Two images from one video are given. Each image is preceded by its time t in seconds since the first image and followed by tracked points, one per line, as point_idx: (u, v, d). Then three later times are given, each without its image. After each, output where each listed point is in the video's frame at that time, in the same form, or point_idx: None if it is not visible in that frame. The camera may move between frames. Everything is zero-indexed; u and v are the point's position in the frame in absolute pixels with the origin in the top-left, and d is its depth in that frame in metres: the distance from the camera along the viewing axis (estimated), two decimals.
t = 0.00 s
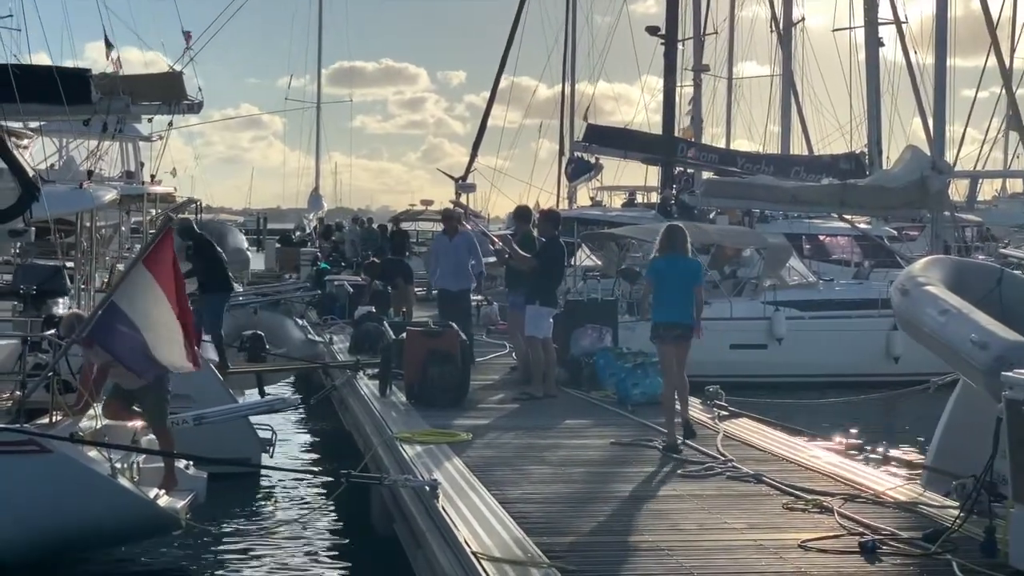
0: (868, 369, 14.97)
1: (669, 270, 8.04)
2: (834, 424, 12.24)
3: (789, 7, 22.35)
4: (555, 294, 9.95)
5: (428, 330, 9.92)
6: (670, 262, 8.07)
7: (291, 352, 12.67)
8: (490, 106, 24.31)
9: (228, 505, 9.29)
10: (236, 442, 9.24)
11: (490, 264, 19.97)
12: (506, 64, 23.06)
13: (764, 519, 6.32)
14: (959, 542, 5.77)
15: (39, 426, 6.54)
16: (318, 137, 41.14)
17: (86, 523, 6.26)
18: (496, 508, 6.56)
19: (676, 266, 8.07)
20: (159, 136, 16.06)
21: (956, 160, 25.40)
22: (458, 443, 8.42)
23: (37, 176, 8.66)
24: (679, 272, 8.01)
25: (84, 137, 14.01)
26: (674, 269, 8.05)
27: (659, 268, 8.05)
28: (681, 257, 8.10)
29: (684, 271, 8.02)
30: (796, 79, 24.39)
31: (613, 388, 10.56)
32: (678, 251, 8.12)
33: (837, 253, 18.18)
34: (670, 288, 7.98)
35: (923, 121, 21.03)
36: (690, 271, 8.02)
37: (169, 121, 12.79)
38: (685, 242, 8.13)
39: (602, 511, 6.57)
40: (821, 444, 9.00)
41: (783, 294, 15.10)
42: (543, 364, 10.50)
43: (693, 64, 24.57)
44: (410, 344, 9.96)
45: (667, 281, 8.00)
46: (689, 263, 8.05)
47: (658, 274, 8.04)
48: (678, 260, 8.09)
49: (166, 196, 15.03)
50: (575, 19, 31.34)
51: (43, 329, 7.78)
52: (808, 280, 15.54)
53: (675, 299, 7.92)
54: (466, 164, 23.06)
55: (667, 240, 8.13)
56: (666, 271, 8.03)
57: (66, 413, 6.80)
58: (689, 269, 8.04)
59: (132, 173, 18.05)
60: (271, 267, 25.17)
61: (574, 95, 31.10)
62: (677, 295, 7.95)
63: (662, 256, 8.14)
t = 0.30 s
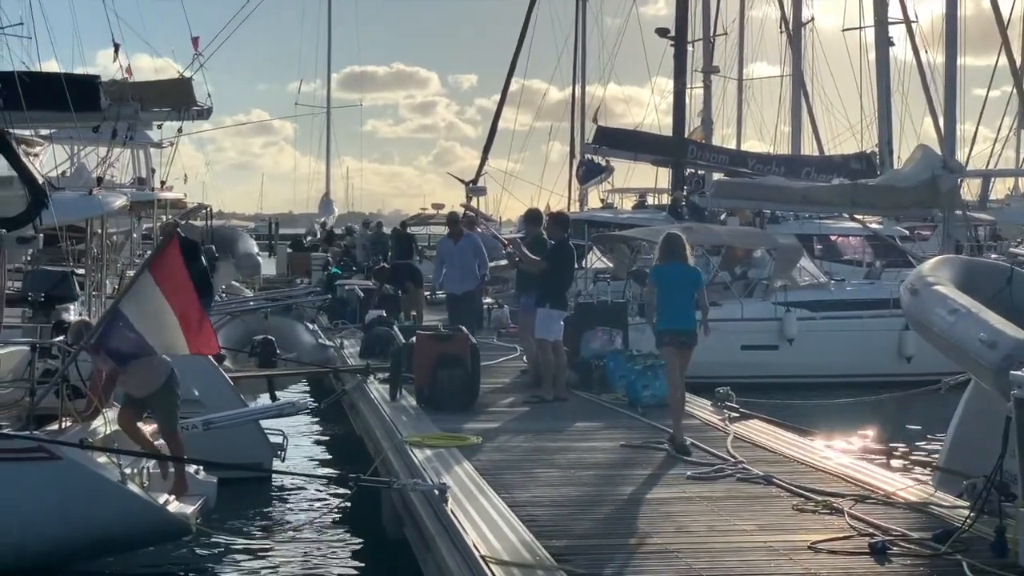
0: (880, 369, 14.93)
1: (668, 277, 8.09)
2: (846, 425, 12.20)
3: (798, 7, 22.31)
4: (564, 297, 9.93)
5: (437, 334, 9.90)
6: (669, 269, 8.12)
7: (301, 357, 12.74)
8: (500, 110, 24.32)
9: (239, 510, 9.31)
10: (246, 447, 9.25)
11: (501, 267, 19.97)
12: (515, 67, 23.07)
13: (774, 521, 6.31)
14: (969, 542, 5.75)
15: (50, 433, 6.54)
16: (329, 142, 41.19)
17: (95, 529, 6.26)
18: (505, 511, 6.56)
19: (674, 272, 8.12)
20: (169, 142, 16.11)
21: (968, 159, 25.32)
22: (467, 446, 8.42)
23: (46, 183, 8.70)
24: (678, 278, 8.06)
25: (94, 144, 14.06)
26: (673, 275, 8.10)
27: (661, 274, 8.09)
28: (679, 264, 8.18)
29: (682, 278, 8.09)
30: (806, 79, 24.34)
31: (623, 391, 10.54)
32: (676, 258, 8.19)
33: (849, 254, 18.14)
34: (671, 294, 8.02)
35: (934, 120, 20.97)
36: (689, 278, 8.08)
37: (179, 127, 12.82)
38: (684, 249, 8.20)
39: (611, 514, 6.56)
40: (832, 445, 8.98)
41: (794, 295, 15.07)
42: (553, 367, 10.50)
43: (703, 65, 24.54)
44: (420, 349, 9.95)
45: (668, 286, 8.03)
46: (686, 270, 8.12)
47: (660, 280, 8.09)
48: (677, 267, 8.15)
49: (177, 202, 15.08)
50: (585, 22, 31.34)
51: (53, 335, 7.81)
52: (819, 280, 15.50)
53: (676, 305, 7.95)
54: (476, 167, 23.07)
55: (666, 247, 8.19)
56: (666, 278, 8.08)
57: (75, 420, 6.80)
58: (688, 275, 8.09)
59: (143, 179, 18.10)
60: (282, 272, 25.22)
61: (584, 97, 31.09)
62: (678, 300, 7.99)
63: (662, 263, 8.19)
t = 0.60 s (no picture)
0: (897, 370, 14.87)
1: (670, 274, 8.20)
2: (863, 426, 12.16)
3: (814, 8, 22.25)
4: (579, 300, 9.92)
5: (452, 338, 9.90)
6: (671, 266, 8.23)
7: (318, 362, 12.60)
8: (514, 113, 24.33)
9: (255, 515, 9.32)
10: (262, 452, 9.26)
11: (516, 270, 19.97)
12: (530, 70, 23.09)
13: (789, 523, 6.29)
14: (985, 543, 5.72)
15: (65, 438, 6.53)
16: (345, 147, 41.32)
17: (111, 534, 6.31)
18: (519, 514, 6.56)
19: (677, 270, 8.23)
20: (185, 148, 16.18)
21: (985, 158, 25.21)
22: (483, 450, 8.43)
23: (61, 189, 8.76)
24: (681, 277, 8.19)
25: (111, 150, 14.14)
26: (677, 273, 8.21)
27: (663, 272, 8.19)
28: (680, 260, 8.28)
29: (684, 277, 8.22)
30: (821, 79, 24.28)
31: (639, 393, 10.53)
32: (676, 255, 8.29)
33: (865, 254, 18.08)
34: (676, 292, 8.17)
35: (950, 120, 20.88)
36: (691, 276, 8.22)
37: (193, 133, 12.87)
38: (683, 247, 8.34)
39: (626, 516, 6.56)
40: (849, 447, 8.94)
41: (810, 296, 15.03)
42: (568, 370, 10.50)
43: (718, 67, 24.50)
44: (436, 353, 9.95)
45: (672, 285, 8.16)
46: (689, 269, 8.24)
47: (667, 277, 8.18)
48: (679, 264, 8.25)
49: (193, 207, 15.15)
50: (599, 25, 31.35)
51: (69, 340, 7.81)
52: (835, 281, 15.46)
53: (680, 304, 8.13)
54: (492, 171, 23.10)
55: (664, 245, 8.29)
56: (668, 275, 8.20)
57: (91, 425, 6.81)
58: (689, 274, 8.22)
59: (159, 185, 18.19)
60: (299, 276, 25.30)
61: (599, 101, 31.09)
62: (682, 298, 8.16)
63: (662, 260, 8.28)
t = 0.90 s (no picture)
0: (920, 373, 14.79)
1: (668, 281, 8.52)
2: (885, 429, 12.11)
3: (836, 10, 22.17)
4: (600, 304, 9.91)
5: (472, 342, 9.91)
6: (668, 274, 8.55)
7: (339, 367, 12.61)
8: (536, 117, 24.35)
9: (275, 518, 9.35)
10: (283, 456, 9.30)
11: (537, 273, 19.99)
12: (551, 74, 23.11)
13: (808, 526, 6.27)
14: (1006, 546, 5.69)
15: (86, 443, 6.55)
16: (367, 151, 41.44)
17: (132, 538, 6.33)
18: (537, 518, 6.56)
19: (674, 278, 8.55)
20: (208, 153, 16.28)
21: (1010, 160, 25.05)
22: (502, 453, 8.44)
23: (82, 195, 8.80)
24: (680, 284, 8.51)
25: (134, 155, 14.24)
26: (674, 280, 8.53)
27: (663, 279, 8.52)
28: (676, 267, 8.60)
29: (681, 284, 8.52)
30: (844, 81, 24.19)
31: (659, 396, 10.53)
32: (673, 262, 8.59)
33: (888, 257, 18.01)
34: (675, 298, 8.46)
35: (973, 121, 20.77)
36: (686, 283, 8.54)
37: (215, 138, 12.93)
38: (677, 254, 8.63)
39: (645, 520, 6.55)
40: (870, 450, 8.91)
41: (832, 299, 14.98)
42: (588, 373, 10.51)
43: (740, 70, 24.45)
44: (456, 357, 9.97)
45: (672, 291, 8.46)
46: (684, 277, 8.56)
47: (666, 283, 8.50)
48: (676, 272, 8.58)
49: (216, 212, 15.24)
50: (620, 28, 31.33)
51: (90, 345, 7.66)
52: (857, 284, 15.41)
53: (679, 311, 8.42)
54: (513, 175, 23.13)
55: (662, 252, 8.56)
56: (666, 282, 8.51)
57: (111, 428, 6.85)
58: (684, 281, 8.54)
59: (183, 190, 18.30)
60: (321, 280, 25.39)
61: (620, 104, 31.08)
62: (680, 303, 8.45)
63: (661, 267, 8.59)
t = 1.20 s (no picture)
0: (946, 377, 14.70)
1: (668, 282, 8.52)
2: (911, 434, 12.04)
3: (862, 13, 22.07)
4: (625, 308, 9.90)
5: (496, 346, 9.92)
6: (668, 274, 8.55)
7: (363, 370, 12.65)
8: (561, 120, 24.37)
9: (299, 522, 9.39)
10: (307, 459, 9.34)
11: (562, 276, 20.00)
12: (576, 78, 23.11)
13: (831, 530, 6.25)
14: None
15: (108, 448, 6.52)
16: (393, 155, 41.58)
17: (156, 543, 6.36)
18: (559, 521, 6.57)
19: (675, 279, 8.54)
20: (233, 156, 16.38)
21: None
22: (525, 457, 8.45)
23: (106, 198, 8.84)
24: (680, 284, 8.53)
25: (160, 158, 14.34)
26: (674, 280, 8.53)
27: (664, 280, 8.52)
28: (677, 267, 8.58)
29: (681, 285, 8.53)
30: (870, 84, 24.08)
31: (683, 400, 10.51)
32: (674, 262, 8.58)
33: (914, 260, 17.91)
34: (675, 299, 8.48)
35: (1001, 124, 20.64)
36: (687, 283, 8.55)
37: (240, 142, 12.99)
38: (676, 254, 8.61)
39: (667, 523, 6.55)
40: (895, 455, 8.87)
41: (857, 303, 14.91)
42: (611, 377, 10.51)
43: (765, 73, 24.38)
44: (479, 361, 9.98)
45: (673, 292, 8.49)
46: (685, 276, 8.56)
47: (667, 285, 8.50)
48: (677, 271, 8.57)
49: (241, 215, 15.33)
50: (646, 31, 31.29)
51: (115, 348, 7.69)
52: (882, 288, 15.33)
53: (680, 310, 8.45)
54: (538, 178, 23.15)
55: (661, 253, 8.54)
56: (668, 283, 8.51)
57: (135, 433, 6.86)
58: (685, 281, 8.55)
59: (209, 193, 18.42)
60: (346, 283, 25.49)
61: (645, 108, 31.06)
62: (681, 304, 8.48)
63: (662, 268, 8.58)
